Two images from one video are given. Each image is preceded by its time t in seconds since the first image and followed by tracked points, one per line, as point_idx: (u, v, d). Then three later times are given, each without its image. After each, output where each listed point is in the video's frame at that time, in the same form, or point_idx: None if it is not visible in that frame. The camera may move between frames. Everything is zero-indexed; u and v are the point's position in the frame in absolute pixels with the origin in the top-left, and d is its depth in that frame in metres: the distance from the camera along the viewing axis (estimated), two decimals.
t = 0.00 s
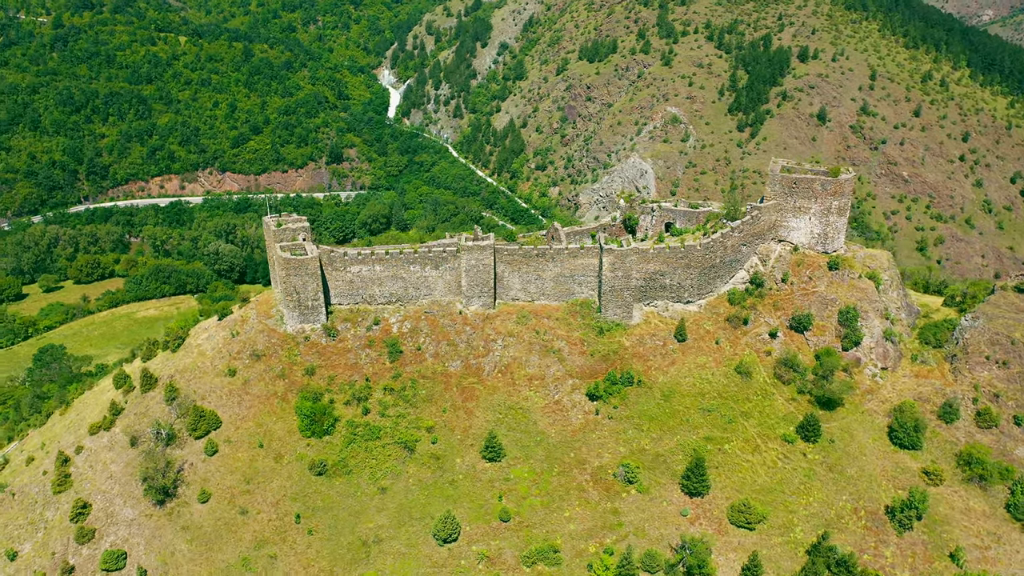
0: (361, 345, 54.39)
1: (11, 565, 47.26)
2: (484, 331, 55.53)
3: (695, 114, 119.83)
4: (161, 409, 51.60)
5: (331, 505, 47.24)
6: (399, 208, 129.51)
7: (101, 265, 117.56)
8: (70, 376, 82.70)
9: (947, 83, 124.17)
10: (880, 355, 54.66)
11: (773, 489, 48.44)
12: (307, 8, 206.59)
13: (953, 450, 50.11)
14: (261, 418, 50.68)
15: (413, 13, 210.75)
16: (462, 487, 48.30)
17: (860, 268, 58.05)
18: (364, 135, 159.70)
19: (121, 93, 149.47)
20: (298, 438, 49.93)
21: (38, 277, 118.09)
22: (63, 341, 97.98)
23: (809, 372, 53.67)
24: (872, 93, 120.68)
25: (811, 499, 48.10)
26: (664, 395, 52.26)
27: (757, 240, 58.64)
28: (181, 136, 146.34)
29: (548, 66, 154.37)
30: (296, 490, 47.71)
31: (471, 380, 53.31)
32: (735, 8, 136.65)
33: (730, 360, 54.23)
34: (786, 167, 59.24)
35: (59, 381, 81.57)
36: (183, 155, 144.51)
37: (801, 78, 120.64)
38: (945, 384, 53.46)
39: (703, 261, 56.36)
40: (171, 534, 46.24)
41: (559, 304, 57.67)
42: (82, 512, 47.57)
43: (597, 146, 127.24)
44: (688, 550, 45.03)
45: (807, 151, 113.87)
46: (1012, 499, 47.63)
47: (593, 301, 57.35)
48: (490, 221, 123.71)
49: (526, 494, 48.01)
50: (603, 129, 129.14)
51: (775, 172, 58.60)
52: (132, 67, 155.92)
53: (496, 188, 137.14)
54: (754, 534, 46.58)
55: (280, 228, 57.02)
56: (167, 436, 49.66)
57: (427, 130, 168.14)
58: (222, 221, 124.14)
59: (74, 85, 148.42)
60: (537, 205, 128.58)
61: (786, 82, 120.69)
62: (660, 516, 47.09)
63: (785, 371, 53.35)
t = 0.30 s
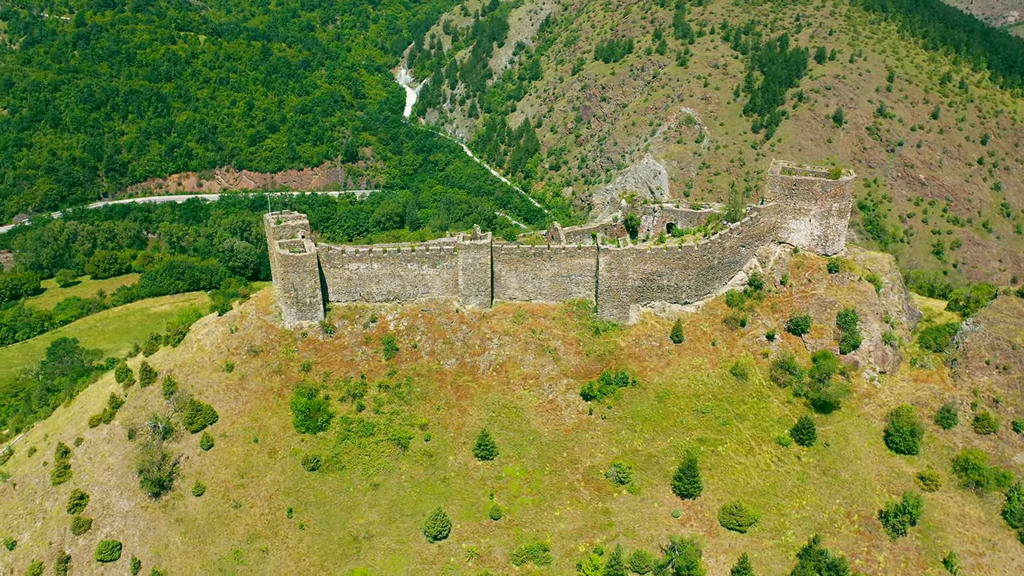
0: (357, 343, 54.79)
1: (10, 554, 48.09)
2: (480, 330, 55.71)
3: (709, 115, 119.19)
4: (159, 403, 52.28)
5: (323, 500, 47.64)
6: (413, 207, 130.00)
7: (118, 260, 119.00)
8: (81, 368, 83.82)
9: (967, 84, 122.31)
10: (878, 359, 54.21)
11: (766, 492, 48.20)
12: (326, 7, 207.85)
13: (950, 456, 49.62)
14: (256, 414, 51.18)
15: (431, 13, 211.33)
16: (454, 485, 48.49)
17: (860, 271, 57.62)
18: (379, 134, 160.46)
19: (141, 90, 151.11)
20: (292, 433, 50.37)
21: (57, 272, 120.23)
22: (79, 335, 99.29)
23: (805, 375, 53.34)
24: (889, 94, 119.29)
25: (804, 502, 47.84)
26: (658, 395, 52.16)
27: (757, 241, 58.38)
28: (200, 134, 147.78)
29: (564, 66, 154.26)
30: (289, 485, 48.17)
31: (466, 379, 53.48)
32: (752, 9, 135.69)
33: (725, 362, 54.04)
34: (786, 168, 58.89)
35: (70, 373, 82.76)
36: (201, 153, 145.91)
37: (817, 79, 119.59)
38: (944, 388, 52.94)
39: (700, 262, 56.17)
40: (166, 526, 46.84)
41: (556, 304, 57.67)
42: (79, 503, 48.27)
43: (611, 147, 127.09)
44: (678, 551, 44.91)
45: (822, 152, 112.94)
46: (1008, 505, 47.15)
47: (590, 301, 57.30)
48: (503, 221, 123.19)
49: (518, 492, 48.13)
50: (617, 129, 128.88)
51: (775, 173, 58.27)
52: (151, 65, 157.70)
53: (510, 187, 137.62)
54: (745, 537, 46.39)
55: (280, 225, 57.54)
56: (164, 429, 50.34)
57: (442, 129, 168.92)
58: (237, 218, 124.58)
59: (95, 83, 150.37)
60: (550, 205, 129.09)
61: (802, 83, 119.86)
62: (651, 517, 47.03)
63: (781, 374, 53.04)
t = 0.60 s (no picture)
0: (354, 340, 55.18)
1: (9, 543, 48.84)
2: (477, 328, 55.86)
3: (724, 115, 118.31)
4: (157, 397, 52.90)
5: (316, 496, 48.03)
6: (426, 205, 130.29)
7: (134, 257, 120.77)
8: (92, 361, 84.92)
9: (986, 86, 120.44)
10: (877, 363, 53.76)
11: (758, 494, 47.97)
12: (345, 7, 209.07)
13: (946, 461, 49.12)
14: (252, 409, 51.72)
15: (449, 13, 212.02)
16: (446, 483, 48.70)
17: (860, 273, 57.14)
18: (394, 133, 161.12)
19: (160, 89, 152.67)
20: (287, 428, 50.87)
21: (74, 268, 121.84)
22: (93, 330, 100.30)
23: (802, 378, 53.04)
24: (907, 96, 117.87)
25: (796, 505, 47.54)
26: (652, 396, 52.10)
27: (756, 243, 58.11)
28: (217, 132, 149.06)
29: (580, 66, 154.06)
30: (283, 480, 48.61)
31: (460, 377, 53.68)
32: (769, 10, 134.51)
33: (721, 364, 53.84)
34: (786, 169, 58.57)
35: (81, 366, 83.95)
36: (218, 151, 147.26)
37: (834, 80, 118.51)
38: (942, 393, 52.47)
39: (698, 263, 56.00)
40: (160, 519, 47.38)
41: (553, 303, 57.69)
42: (77, 494, 48.92)
43: (625, 147, 126.78)
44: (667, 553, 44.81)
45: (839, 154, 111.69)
46: (1003, 512, 46.64)
47: (587, 301, 57.30)
48: (515, 221, 123.14)
49: (509, 491, 48.25)
50: (631, 129, 128.54)
51: (776, 175, 57.96)
52: (171, 64, 159.17)
53: (523, 187, 137.95)
54: (736, 539, 46.20)
55: (279, 223, 58.02)
56: (161, 423, 50.98)
57: (457, 129, 169.56)
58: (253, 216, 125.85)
59: (116, 81, 151.98)
60: (563, 205, 129.24)
61: (817, 85, 118.84)
62: (641, 517, 46.97)
63: (777, 376, 52.77)
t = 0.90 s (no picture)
0: (351, 337, 55.56)
1: (9, 533, 49.62)
2: (473, 327, 56.03)
3: (739, 117, 117.75)
4: (156, 391, 53.51)
5: (308, 491, 48.43)
6: (440, 204, 130.34)
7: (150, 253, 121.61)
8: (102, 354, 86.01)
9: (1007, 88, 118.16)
10: (875, 366, 53.29)
11: (750, 497, 47.75)
12: (363, 6, 210.16)
13: (942, 467, 48.64)
14: (248, 404, 52.29)
15: (467, 13, 212.73)
16: (438, 480, 48.91)
17: (860, 276, 56.69)
18: (410, 132, 161.67)
19: (180, 86, 153.69)
20: (282, 424, 51.37)
21: (91, 263, 123.51)
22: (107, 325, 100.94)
23: (798, 381, 52.73)
24: (925, 99, 116.59)
25: (788, 508, 47.24)
26: (646, 397, 52.03)
27: (755, 245, 57.83)
28: (234, 131, 150.50)
29: (595, 66, 153.86)
30: (276, 474, 49.11)
31: (455, 375, 53.89)
32: (786, 10, 133.26)
33: (717, 365, 53.64)
34: (786, 171, 58.27)
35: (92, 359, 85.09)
36: (235, 149, 148.50)
37: (851, 82, 117.57)
38: (940, 398, 52.01)
39: (695, 264, 55.81)
40: (155, 511, 47.94)
41: (550, 303, 57.72)
42: (74, 486, 49.58)
43: (639, 148, 126.59)
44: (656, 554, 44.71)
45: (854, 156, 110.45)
46: (999, 519, 46.06)
47: (583, 301, 57.23)
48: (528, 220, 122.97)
49: (500, 489, 48.38)
50: (646, 130, 128.38)
51: (775, 176, 57.67)
52: (190, 62, 159.51)
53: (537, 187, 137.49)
54: (726, 542, 45.97)
55: (279, 220, 58.42)
56: (158, 417, 51.56)
57: (472, 129, 170.01)
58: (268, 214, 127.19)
59: (135, 79, 153.74)
60: (576, 205, 128.78)
61: (834, 87, 117.83)
62: (631, 518, 46.89)
63: (772, 379, 52.49)
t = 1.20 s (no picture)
0: (348, 334, 55.94)
1: (8, 522, 50.38)
2: (469, 326, 56.17)
3: (754, 118, 116.84)
4: (155, 385, 54.18)
5: (301, 486, 48.87)
6: (454, 203, 130.99)
7: (167, 249, 123.48)
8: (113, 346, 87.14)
9: None
10: (872, 370, 52.86)
11: (742, 499, 47.54)
12: (382, 5, 211.37)
13: (937, 472, 48.15)
14: (245, 399, 52.87)
15: (485, 13, 212.94)
16: (430, 477, 49.14)
17: (859, 279, 56.30)
18: (425, 131, 161.97)
19: (198, 84, 155.17)
20: (277, 419, 51.85)
21: (108, 258, 125.40)
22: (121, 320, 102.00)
23: (793, 383, 52.42)
24: (943, 101, 114.12)
25: (780, 512, 46.97)
26: (640, 398, 51.97)
27: (753, 246, 57.57)
28: (251, 129, 151.21)
29: (611, 66, 153.79)
30: (270, 469, 49.60)
31: (450, 373, 54.09)
32: (803, 11, 131.83)
33: (712, 367, 53.49)
34: (786, 172, 57.92)
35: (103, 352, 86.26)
36: (251, 146, 149.59)
37: (868, 83, 116.13)
38: (937, 403, 51.49)
39: (692, 265, 55.67)
40: (150, 503, 48.54)
41: (547, 302, 57.67)
42: (73, 477, 50.25)
43: (653, 149, 126.48)
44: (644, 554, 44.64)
45: (870, 159, 108.07)
46: (993, 526, 45.51)
47: (580, 301, 57.08)
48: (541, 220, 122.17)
49: (491, 488, 48.52)
50: (660, 131, 128.24)
51: (775, 177, 57.35)
52: (208, 61, 160.96)
53: (550, 188, 136.73)
54: (716, 544, 45.81)
55: (278, 216, 58.48)
56: (156, 410, 52.18)
57: (487, 128, 170.33)
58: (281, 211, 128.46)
59: (155, 77, 155.45)
60: (589, 206, 128.83)
61: (851, 88, 116.52)
62: (622, 518, 46.87)
63: (767, 381, 52.24)
